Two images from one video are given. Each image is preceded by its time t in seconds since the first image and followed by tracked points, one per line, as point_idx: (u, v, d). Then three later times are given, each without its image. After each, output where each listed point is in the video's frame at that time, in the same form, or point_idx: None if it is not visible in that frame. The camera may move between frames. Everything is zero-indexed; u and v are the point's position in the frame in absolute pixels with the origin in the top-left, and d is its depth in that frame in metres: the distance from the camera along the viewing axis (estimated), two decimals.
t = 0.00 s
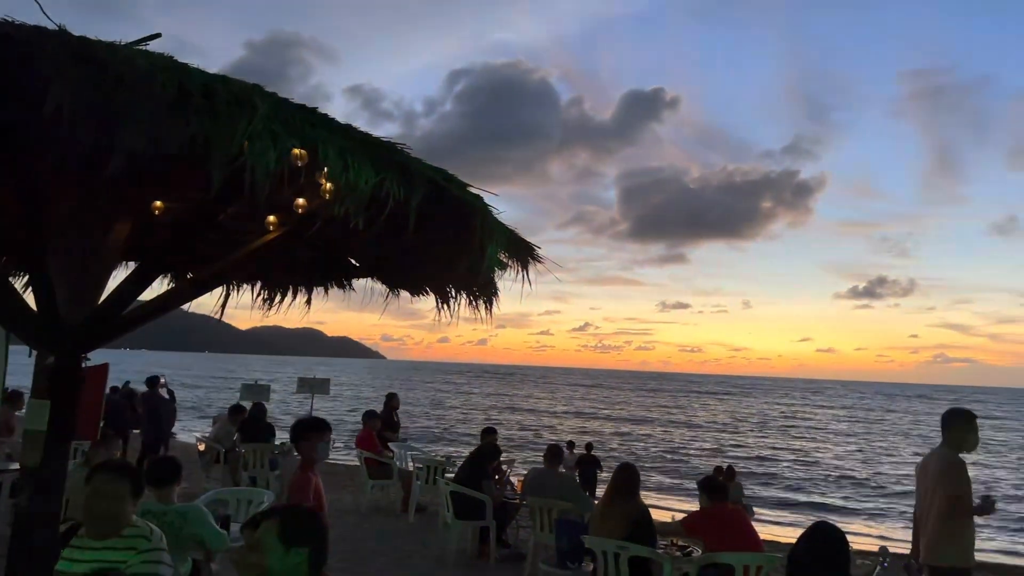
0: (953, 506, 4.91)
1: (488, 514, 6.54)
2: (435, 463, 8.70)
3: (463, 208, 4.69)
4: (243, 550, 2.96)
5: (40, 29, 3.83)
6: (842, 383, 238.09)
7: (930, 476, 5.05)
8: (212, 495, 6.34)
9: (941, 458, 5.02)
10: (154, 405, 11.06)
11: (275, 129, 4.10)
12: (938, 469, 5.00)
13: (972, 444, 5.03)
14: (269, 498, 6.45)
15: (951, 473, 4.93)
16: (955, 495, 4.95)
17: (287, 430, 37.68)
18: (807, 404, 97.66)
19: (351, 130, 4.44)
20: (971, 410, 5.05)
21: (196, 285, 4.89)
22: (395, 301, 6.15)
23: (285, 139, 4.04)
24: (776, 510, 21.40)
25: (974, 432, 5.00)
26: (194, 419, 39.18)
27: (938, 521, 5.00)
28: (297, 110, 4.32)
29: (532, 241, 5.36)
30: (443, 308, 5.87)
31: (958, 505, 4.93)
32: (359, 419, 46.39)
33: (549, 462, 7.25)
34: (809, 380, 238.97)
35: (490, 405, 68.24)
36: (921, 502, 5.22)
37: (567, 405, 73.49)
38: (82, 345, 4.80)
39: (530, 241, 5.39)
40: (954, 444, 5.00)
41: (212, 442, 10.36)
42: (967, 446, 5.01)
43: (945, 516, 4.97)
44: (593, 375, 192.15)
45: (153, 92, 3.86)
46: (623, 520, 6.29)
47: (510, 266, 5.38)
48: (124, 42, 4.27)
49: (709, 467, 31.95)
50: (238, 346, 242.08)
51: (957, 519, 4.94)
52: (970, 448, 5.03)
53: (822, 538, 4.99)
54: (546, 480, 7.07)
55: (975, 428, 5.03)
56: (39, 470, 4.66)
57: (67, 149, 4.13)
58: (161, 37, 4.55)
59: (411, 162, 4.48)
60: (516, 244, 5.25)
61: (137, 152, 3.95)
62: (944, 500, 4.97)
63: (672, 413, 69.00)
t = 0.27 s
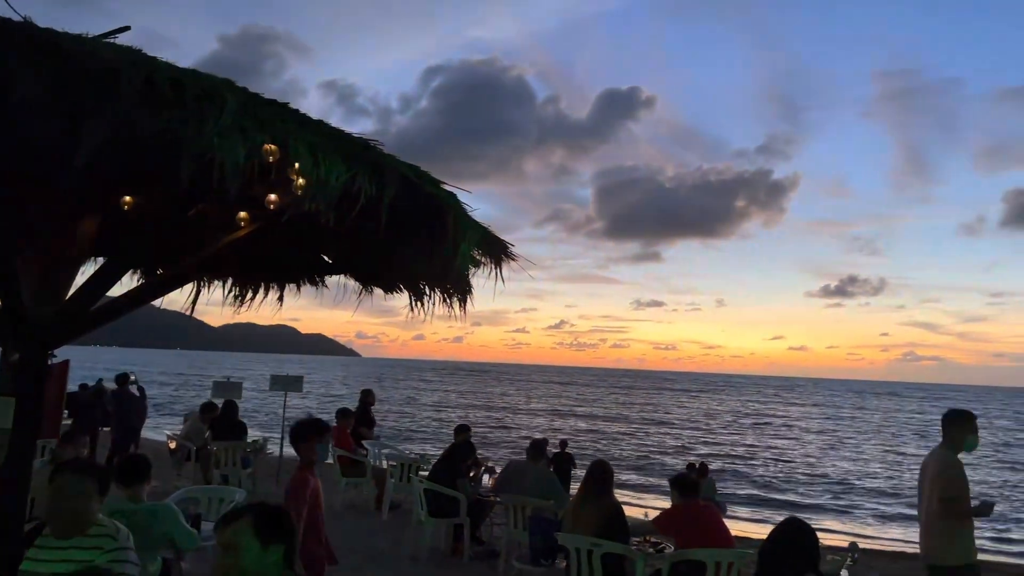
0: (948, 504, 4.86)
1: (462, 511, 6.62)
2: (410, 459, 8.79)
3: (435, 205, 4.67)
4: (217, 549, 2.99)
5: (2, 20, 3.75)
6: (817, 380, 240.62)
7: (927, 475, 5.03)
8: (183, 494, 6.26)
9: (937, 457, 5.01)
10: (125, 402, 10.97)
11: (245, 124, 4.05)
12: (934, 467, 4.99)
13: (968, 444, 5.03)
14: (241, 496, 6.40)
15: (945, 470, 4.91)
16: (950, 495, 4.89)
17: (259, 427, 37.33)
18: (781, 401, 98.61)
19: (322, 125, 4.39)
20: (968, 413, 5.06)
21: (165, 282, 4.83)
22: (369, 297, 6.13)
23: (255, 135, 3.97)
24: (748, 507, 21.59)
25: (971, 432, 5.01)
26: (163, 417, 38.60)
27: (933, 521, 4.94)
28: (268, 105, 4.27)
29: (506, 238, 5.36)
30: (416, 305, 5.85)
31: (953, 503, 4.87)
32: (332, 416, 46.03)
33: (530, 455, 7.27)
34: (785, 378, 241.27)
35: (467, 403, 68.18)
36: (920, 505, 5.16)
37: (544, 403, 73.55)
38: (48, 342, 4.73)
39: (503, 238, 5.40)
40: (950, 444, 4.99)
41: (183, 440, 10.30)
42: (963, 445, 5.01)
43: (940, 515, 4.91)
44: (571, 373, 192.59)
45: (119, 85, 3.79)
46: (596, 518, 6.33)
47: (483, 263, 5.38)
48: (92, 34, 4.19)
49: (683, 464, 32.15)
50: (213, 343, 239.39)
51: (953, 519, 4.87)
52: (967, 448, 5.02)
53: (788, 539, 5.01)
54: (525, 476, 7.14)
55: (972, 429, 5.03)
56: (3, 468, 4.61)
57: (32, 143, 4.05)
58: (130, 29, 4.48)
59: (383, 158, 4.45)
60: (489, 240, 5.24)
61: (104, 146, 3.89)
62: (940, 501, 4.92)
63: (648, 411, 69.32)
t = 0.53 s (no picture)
0: (948, 505, 4.87)
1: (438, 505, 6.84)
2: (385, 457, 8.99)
3: (408, 201, 4.67)
4: (186, 549, 2.96)
5: None
6: (794, 378, 243.11)
7: (929, 476, 5.03)
8: (153, 493, 6.20)
9: (939, 458, 5.01)
10: (96, 401, 10.91)
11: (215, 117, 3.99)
12: (936, 468, 4.98)
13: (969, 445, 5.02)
14: (213, 494, 6.37)
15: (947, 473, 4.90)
16: (949, 497, 4.90)
17: (235, 425, 37.08)
18: (756, 399, 99.52)
19: (296, 119, 4.35)
20: (970, 413, 5.06)
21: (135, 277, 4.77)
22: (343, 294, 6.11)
23: (226, 129, 3.93)
24: (722, 504, 21.77)
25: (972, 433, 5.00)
26: (134, 414, 38.08)
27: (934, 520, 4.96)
28: (240, 99, 4.22)
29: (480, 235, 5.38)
30: (390, 303, 5.85)
31: (953, 505, 4.88)
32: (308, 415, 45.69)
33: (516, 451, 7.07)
34: (761, 376, 243.52)
35: (445, 400, 68.15)
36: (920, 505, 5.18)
37: (521, 400, 73.56)
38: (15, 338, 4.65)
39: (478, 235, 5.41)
40: (951, 446, 4.98)
41: (154, 438, 10.28)
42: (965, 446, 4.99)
43: (940, 516, 4.93)
44: (550, 371, 192.92)
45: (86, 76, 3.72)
46: (571, 515, 6.38)
47: (458, 260, 5.39)
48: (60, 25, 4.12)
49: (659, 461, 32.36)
50: (189, 340, 236.68)
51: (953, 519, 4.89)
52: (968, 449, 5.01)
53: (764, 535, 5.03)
54: (508, 473, 7.22)
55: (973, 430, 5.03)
56: None
57: None
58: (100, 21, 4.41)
59: (356, 154, 4.43)
60: (464, 237, 5.26)
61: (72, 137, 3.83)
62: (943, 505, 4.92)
63: (624, 408, 69.63)
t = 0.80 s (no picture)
0: (961, 514, 4.97)
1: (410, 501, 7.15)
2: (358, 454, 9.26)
3: (381, 197, 4.65)
4: (154, 549, 2.93)
5: None
6: (768, 376, 245.81)
7: (937, 488, 5.14)
8: (124, 491, 6.12)
9: (947, 468, 5.14)
10: (64, 399, 10.75)
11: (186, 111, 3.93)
12: (944, 480, 5.11)
13: (972, 453, 5.18)
14: (185, 493, 6.31)
15: (954, 483, 5.04)
16: (962, 506, 5.00)
17: (206, 423, 36.65)
18: (730, 396, 100.43)
19: (268, 114, 4.30)
20: (970, 423, 5.24)
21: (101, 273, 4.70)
22: (315, 290, 6.06)
23: (196, 123, 3.86)
24: (695, 501, 21.96)
25: (975, 442, 5.16)
26: (102, 413, 37.45)
27: (946, 532, 5.04)
28: (210, 92, 4.15)
29: (454, 233, 5.38)
30: (364, 300, 5.81)
31: (965, 515, 4.98)
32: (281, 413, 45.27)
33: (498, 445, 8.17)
34: (737, 373, 245.91)
35: (419, 398, 67.96)
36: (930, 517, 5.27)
37: (497, 398, 73.52)
38: None
39: (452, 233, 5.41)
40: (958, 456, 5.14)
41: (125, 437, 10.14)
42: (969, 455, 5.15)
43: (953, 526, 5.01)
44: (527, 369, 193.12)
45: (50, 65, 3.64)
46: (544, 511, 6.40)
47: (431, 258, 5.38)
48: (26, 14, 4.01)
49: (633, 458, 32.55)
50: (162, 337, 233.47)
51: (966, 530, 4.98)
52: (972, 458, 5.16)
53: (734, 534, 5.08)
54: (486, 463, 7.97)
55: (976, 440, 5.18)
56: None
57: None
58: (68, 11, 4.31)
59: (329, 150, 4.39)
60: (437, 234, 5.24)
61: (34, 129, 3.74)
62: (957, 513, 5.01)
63: (600, 406, 69.92)
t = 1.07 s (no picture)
0: (962, 510, 5.28)
1: (388, 504, 7.31)
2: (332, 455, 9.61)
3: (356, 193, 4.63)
4: (125, 547, 2.88)
5: None
6: (744, 373, 248.18)
7: (942, 484, 5.45)
8: (95, 489, 6.06)
9: (952, 466, 5.43)
10: (33, 396, 10.59)
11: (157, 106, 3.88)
12: (950, 477, 5.40)
13: (978, 451, 5.43)
14: (156, 491, 6.26)
15: (958, 481, 5.33)
16: (964, 503, 5.31)
17: (178, 421, 36.17)
18: (705, 394, 101.25)
19: (241, 109, 4.26)
20: (977, 421, 5.47)
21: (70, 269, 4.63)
22: (289, 287, 6.02)
23: (168, 117, 3.82)
24: (671, 498, 22.11)
25: (980, 440, 5.40)
26: (71, 411, 36.81)
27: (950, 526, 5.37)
28: (182, 86, 4.10)
29: (430, 230, 5.38)
30: (340, 297, 5.79)
31: (967, 510, 5.30)
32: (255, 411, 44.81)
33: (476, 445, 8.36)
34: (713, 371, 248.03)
35: (395, 396, 67.69)
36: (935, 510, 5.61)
37: (474, 396, 73.43)
38: None
39: (428, 230, 5.41)
40: (963, 454, 5.39)
41: (95, 435, 10.03)
42: (974, 453, 5.40)
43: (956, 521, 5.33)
44: (504, 367, 193.31)
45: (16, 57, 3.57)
46: (521, 509, 6.43)
47: (407, 255, 5.38)
48: None
49: (610, 455, 32.70)
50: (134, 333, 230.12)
51: (968, 524, 5.29)
52: (977, 455, 5.43)
53: (711, 531, 5.13)
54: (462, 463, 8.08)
55: (980, 438, 5.43)
56: None
57: None
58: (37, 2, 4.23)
59: (304, 145, 4.36)
60: (413, 232, 5.24)
61: None
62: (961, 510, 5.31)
63: (577, 404, 70.10)
